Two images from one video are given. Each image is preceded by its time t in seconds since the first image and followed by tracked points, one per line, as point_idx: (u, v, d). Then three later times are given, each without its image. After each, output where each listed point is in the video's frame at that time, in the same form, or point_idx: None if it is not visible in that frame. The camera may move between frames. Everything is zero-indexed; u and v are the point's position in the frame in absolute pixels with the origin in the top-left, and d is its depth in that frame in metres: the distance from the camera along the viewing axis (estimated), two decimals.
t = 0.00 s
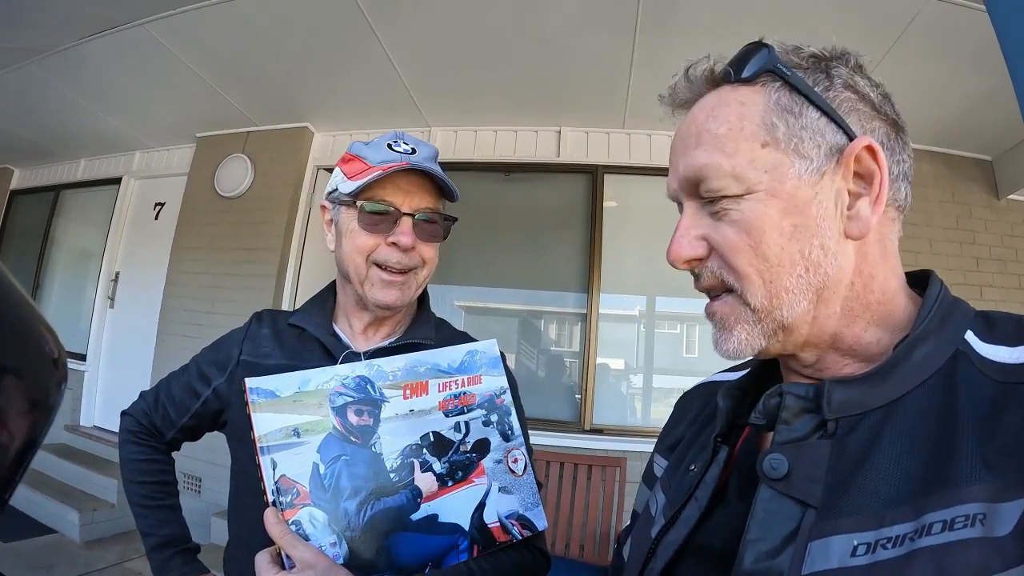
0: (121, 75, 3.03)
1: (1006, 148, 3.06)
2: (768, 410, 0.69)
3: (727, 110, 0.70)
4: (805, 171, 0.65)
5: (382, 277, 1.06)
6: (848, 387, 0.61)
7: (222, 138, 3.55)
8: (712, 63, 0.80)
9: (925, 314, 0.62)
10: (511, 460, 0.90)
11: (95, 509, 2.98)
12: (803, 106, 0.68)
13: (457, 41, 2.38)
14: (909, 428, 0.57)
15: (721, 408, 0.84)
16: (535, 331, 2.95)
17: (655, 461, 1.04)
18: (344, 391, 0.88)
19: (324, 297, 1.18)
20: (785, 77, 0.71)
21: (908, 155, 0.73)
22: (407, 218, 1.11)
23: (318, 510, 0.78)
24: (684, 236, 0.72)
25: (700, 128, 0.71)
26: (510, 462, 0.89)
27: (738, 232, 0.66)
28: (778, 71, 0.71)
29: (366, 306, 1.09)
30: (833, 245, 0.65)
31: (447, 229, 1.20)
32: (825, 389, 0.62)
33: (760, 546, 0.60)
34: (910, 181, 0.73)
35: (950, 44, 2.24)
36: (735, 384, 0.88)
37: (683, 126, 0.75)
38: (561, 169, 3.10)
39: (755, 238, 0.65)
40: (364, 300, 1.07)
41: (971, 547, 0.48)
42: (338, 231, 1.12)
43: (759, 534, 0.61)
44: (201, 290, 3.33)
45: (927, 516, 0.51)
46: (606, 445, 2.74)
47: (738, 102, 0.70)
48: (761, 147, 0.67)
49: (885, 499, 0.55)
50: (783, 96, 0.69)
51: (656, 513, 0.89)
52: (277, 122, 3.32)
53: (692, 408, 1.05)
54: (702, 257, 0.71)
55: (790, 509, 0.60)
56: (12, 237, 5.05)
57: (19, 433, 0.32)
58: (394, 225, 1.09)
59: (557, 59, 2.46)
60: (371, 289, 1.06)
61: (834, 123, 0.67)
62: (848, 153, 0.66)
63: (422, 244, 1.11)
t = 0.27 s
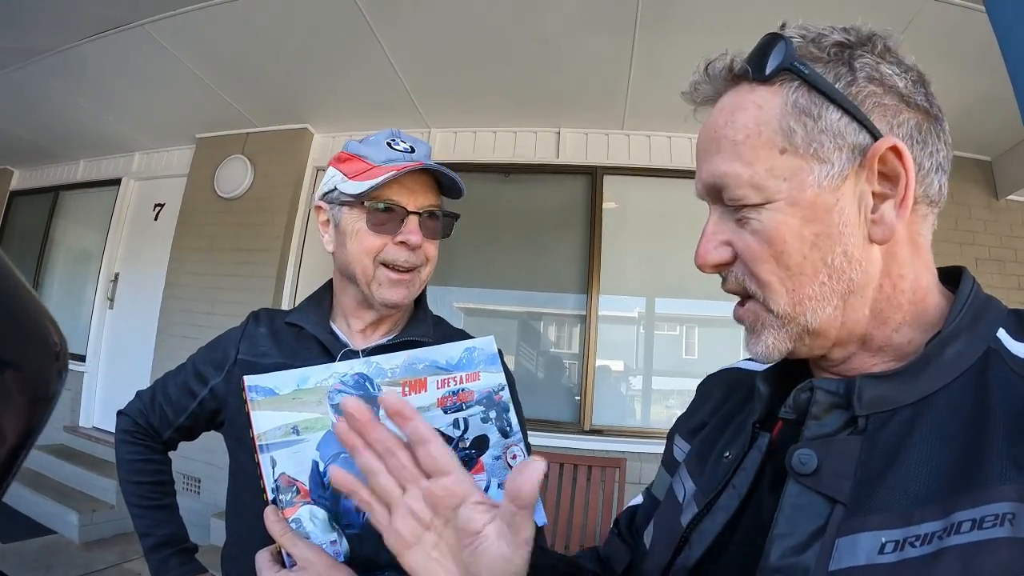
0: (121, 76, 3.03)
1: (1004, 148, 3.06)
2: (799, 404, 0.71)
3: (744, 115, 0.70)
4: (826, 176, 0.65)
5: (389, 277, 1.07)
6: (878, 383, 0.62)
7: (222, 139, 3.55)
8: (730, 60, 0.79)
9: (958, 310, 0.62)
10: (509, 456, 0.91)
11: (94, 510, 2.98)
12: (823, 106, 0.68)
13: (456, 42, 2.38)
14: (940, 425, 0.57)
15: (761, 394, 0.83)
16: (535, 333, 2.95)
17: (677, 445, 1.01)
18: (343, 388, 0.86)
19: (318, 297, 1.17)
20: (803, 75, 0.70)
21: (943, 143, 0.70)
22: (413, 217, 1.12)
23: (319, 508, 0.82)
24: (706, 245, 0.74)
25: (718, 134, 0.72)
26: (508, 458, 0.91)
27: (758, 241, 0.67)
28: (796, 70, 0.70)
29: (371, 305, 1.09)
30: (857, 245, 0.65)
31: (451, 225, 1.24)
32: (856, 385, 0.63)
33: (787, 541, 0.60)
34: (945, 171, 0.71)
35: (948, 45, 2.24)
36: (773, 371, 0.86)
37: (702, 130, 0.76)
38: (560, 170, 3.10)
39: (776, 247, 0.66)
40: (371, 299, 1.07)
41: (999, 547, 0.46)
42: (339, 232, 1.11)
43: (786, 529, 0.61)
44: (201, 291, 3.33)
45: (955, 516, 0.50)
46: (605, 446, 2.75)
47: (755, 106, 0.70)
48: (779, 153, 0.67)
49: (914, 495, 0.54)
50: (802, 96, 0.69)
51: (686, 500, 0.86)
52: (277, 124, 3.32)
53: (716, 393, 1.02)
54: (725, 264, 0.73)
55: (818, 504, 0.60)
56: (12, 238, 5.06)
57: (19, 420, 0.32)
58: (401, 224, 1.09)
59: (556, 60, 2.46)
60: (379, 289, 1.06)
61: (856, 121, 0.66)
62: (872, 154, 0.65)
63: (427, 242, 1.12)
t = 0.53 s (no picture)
0: (122, 78, 3.05)
1: (1002, 149, 3.07)
2: (794, 402, 0.71)
3: (739, 114, 0.71)
4: (821, 173, 0.66)
5: (384, 277, 1.08)
6: (874, 381, 0.61)
7: (222, 141, 3.56)
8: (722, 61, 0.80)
9: (951, 306, 0.63)
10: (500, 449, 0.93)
11: (96, 510, 2.99)
12: (816, 104, 0.69)
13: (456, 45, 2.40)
14: (934, 421, 0.58)
15: (753, 397, 0.84)
16: (535, 334, 2.96)
17: (670, 449, 1.01)
18: (340, 383, 0.89)
19: (315, 296, 1.17)
20: (796, 74, 0.71)
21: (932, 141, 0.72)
22: (408, 218, 1.13)
23: (316, 501, 0.82)
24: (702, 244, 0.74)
25: (712, 134, 0.72)
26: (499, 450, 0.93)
27: (755, 238, 0.68)
28: (788, 69, 0.72)
29: (366, 305, 1.09)
30: (852, 240, 0.66)
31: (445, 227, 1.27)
32: (852, 382, 0.62)
33: (784, 540, 0.59)
34: (935, 167, 0.72)
35: (945, 46, 2.26)
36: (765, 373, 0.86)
37: (696, 130, 0.76)
38: (560, 171, 3.11)
39: (772, 244, 0.67)
40: (367, 299, 1.07)
41: (996, 540, 0.48)
42: (335, 233, 1.12)
43: (784, 527, 0.60)
44: (202, 292, 3.34)
45: (953, 509, 0.51)
46: (605, 446, 2.76)
47: (748, 105, 0.71)
48: (774, 151, 0.68)
49: (910, 490, 0.55)
50: (795, 95, 0.70)
51: (680, 503, 0.86)
52: (277, 126, 3.34)
53: (709, 396, 1.03)
54: (721, 263, 0.73)
55: (816, 502, 0.60)
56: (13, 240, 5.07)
57: (26, 417, 0.33)
58: (396, 225, 1.10)
59: (555, 62, 2.48)
60: (374, 288, 1.07)
61: (848, 119, 0.67)
62: (865, 150, 0.66)
63: (422, 242, 1.13)
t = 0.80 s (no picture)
0: (123, 83, 3.07)
1: (1003, 150, 3.07)
2: (784, 415, 0.73)
3: (747, 115, 0.72)
4: (825, 177, 0.66)
5: (374, 285, 1.08)
6: (864, 394, 0.62)
7: (223, 145, 3.58)
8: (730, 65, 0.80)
9: (942, 319, 0.63)
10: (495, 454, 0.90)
11: (97, 513, 3.00)
12: (824, 110, 0.69)
13: (455, 49, 2.41)
14: (926, 433, 0.57)
15: (743, 411, 0.84)
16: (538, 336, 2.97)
17: (659, 462, 1.02)
18: (328, 389, 0.89)
19: (307, 303, 1.18)
20: (804, 80, 0.71)
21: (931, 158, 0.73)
22: (396, 226, 1.13)
23: (305, 507, 0.82)
24: (705, 242, 0.74)
25: (722, 132, 0.72)
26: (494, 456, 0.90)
27: (755, 241, 0.68)
28: (798, 74, 0.72)
29: (356, 313, 1.10)
30: (854, 251, 0.66)
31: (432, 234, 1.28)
32: (842, 395, 0.63)
33: (773, 551, 0.60)
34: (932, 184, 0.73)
35: (944, 49, 2.26)
36: (756, 388, 0.86)
37: (705, 128, 0.76)
38: (559, 174, 3.12)
39: (772, 247, 0.67)
40: (357, 307, 1.08)
41: (985, 552, 0.46)
42: (324, 242, 1.12)
43: (773, 539, 0.61)
44: (203, 296, 3.35)
45: (942, 522, 0.50)
46: (605, 449, 2.76)
47: (756, 107, 0.71)
48: (780, 153, 0.68)
49: (900, 503, 0.54)
50: (803, 100, 0.70)
51: (668, 517, 0.87)
52: (277, 130, 3.35)
53: (700, 410, 1.04)
54: (721, 264, 0.73)
55: (806, 515, 0.60)
56: (16, 244, 5.10)
57: (18, 432, 0.33)
58: (384, 234, 1.10)
59: (554, 66, 2.49)
60: (364, 297, 1.07)
61: (854, 127, 0.68)
62: (869, 159, 0.66)
63: (411, 250, 1.14)
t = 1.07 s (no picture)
0: (125, 84, 3.08)
1: (1005, 150, 3.06)
2: (775, 415, 0.74)
3: (735, 117, 0.71)
4: (812, 180, 0.66)
5: (369, 284, 1.07)
6: (855, 394, 0.62)
7: (224, 146, 3.59)
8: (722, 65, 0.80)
9: (933, 320, 0.62)
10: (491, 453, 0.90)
11: (99, 514, 3.00)
12: (812, 113, 0.69)
13: (456, 50, 2.41)
14: (917, 432, 0.57)
15: (735, 411, 0.83)
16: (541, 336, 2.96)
17: (649, 461, 1.02)
18: (322, 387, 0.89)
19: (303, 303, 1.18)
20: (794, 82, 0.71)
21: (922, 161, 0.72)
22: (390, 225, 1.13)
23: (299, 505, 0.82)
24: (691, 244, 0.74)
25: (710, 134, 0.72)
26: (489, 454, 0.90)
27: (741, 243, 0.68)
28: (787, 76, 0.72)
29: (351, 312, 1.10)
30: (839, 251, 0.66)
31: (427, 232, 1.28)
32: (833, 395, 0.63)
33: (765, 550, 0.60)
34: (924, 187, 0.72)
35: (946, 48, 2.25)
36: (746, 388, 0.85)
37: (694, 129, 0.76)
38: (560, 175, 3.12)
39: (757, 249, 0.67)
40: (352, 306, 1.07)
41: (978, 550, 0.47)
42: (318, 242, 1.11)
43: (764, 538, 0.61)
44: (204, 297, 3.36)
45: (934, 520, 0.51)
46: (607, 450, 2.76)
47: (745, 109, 0.71)
48: (766, 156, 0.68)
49: (891, 502, 0.55)
50: (792, 102, 0.70)
51: (657, 517, 0.87)
52: (278, 131, 3.36)
53: (690, 410, 1.04)
54: (706, 264, 0.73)
55: (797, 513, 0.60)
56: (17, 245, 5.11)
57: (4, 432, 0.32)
58: (378, 232, 1.10)
59: (555, 66, 2.49)
60: (359, 295, 1.07)
61: (842, 131, 0.67)
62: (855, 162, 0.66)
63: (405, 249, 1.14)
